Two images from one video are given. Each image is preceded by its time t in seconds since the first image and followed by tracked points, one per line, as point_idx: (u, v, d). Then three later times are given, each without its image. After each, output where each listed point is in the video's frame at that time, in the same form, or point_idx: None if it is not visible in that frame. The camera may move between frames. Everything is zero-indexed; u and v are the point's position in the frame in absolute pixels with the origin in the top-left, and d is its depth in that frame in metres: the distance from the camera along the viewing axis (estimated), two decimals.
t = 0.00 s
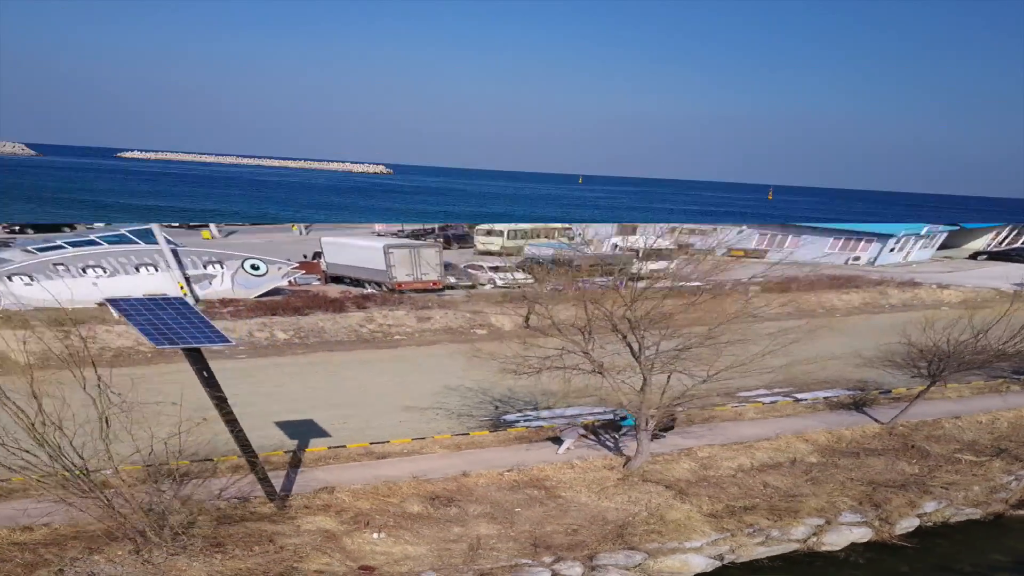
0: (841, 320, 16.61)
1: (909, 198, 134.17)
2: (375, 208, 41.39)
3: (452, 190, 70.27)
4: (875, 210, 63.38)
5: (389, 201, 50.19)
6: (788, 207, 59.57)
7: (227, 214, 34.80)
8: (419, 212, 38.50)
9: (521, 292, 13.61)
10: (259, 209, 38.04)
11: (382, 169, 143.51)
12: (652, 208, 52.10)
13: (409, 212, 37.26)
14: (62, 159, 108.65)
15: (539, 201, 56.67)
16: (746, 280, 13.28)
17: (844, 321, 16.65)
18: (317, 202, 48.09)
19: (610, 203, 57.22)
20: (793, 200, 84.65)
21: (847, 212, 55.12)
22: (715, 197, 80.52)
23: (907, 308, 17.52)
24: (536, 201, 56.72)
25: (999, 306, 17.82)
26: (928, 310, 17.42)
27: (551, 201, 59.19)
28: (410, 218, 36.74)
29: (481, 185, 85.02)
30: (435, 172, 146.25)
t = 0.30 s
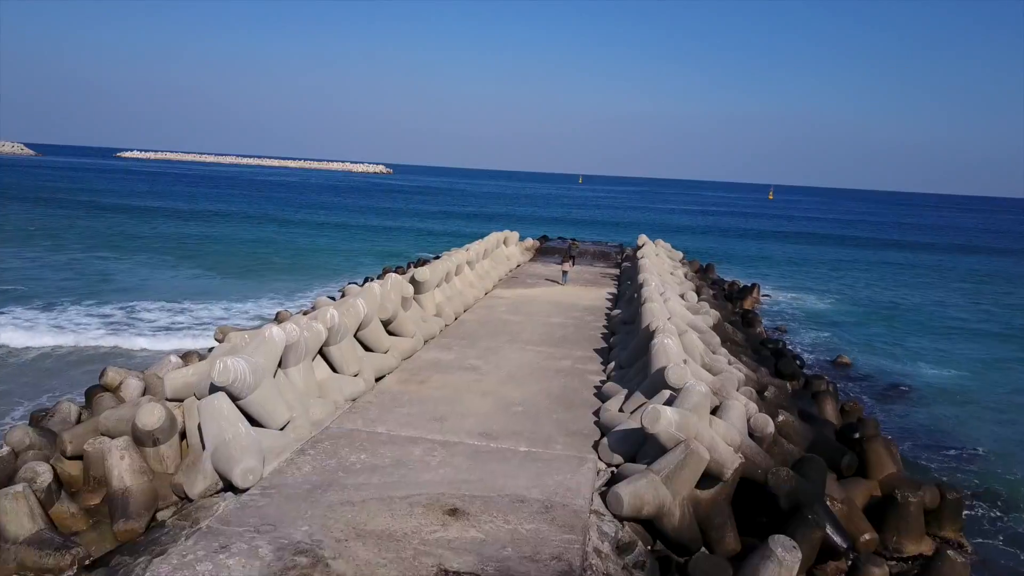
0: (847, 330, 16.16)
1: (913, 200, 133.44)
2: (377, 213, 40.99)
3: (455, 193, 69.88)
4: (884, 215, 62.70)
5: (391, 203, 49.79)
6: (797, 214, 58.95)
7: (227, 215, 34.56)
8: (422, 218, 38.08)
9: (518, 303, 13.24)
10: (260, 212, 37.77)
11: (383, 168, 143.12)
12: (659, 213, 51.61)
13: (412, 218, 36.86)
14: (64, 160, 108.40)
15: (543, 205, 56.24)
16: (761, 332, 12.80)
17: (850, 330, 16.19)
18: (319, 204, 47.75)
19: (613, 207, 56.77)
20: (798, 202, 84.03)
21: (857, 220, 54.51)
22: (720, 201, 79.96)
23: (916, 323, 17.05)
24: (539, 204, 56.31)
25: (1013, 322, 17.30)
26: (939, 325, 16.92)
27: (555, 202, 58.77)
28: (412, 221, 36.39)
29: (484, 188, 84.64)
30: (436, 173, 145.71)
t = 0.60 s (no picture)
0: (851, 334, 15.79)
1: (915, 199, 133.14)
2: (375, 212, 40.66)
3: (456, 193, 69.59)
4: (886, 215, 62.41)
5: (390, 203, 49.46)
6: (799, 214, 58.62)
7: (222, 215, 34.22)
8: (419, 218, 37.77)
9: (514, 306, 12.88)
10: (257, 212, 37.43)
11: (383, 167, 142.79)
12: (659, 213, 51.30)
13: (410, 218, 36.54)
14: (62, 159, 108.07)
15: (543, 205, 55.94)
16: (765, 336, 12.42)
17: (854, 334, 15.82)
18: (316, 203, 47.43)
19: (613, 206, 56.46)
20: (800, 202, 83.71)
21: (859, 220, 54.22)
22: (721, 201, 79.69)
23: (922, 326, 16.68)
24: (539, 204, 56.01)
25: (1021, 325, 16.92)
26: (945, 329, 16.54)
27: (555, 202, 58.44)
28: (409, 220, 36.03)
29: (484, 188, 84.33)
30: (436, 172, 145.33)
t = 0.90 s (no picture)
0: (857, 338, 15.38)
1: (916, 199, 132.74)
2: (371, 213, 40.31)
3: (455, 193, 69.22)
4: (888, 215, 61.98)
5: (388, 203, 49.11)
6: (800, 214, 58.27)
7: (218, 216, 33.86)
8: (416, 218, 37.41)
9: (509, 310, 12.47)
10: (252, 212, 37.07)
11: (382, 167, 142.44)
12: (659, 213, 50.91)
13: (407, 219, 36.17)
14: (60, 159, 107.69)
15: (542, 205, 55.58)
16: (768, 342, 12.00)
17: (860, 338, 15.41)
18: (313, 203, 47.07)
19: (613, 207, 56.09)
20: (801, 202, 83.35)
21: (859, 218, 53.96)
22: (721, 201, 79.38)
23: (928, 330, 16.28)
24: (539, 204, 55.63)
25: None
26: (952, 333, 16.15)
27: (554, 202, 58.13)
28: (407, 220, 35.64)
29: (484, 188, 83.98)
30: (437, 173, 145.08)
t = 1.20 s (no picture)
0: (863, 342, 14.93)
1: (917, 200, 132.38)
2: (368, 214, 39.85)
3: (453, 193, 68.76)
4: (890, 216, 61.61)
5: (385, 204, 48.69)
6: (800, 214, 57.88)
7: (213, 217, 33.42)
8: (413, 219, 36.96)
9: (504, 315, 12.01)
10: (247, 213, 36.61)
11: (382, 167, 142.15)
12: (659, 213, 50.47)
13: (404, 220, 35.72)
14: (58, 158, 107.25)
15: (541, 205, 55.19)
16: (773, 350, 11.55)
17: (866, 343, 14.96)
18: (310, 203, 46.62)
19: (612, 208, 55.69)
20: (801, 202, 82.97)
21: (860, 219, 53.55)
22: (721, 201, 79.04)
23: (936, 335, 15.84)
24: (538, 205, 55.22)
25: None
26: (961, 338, 15.71)
27: (553, 203, 57.74)
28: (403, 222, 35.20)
29: (483, 189, 83.49)
30: (436, 172, 144.76)
